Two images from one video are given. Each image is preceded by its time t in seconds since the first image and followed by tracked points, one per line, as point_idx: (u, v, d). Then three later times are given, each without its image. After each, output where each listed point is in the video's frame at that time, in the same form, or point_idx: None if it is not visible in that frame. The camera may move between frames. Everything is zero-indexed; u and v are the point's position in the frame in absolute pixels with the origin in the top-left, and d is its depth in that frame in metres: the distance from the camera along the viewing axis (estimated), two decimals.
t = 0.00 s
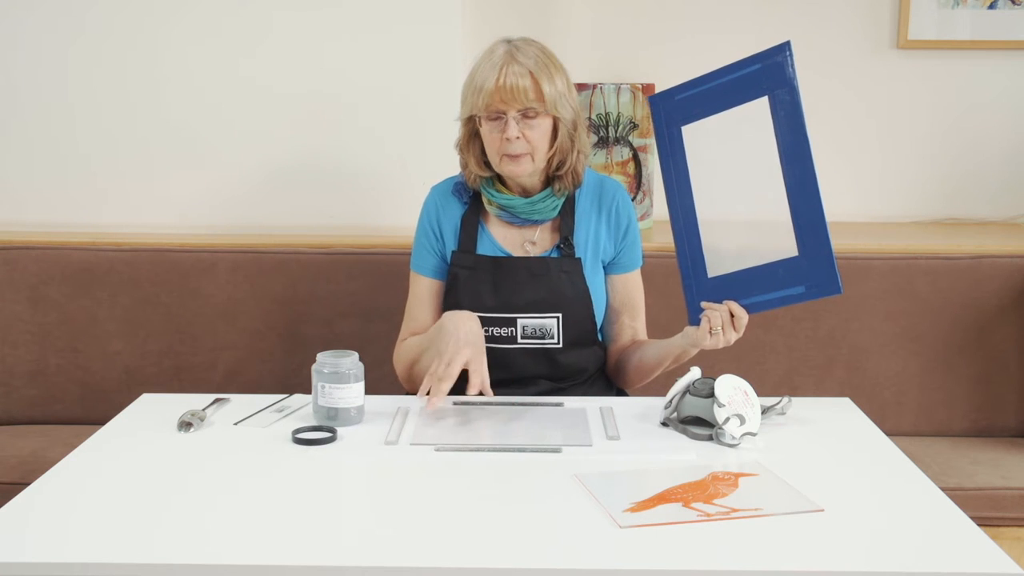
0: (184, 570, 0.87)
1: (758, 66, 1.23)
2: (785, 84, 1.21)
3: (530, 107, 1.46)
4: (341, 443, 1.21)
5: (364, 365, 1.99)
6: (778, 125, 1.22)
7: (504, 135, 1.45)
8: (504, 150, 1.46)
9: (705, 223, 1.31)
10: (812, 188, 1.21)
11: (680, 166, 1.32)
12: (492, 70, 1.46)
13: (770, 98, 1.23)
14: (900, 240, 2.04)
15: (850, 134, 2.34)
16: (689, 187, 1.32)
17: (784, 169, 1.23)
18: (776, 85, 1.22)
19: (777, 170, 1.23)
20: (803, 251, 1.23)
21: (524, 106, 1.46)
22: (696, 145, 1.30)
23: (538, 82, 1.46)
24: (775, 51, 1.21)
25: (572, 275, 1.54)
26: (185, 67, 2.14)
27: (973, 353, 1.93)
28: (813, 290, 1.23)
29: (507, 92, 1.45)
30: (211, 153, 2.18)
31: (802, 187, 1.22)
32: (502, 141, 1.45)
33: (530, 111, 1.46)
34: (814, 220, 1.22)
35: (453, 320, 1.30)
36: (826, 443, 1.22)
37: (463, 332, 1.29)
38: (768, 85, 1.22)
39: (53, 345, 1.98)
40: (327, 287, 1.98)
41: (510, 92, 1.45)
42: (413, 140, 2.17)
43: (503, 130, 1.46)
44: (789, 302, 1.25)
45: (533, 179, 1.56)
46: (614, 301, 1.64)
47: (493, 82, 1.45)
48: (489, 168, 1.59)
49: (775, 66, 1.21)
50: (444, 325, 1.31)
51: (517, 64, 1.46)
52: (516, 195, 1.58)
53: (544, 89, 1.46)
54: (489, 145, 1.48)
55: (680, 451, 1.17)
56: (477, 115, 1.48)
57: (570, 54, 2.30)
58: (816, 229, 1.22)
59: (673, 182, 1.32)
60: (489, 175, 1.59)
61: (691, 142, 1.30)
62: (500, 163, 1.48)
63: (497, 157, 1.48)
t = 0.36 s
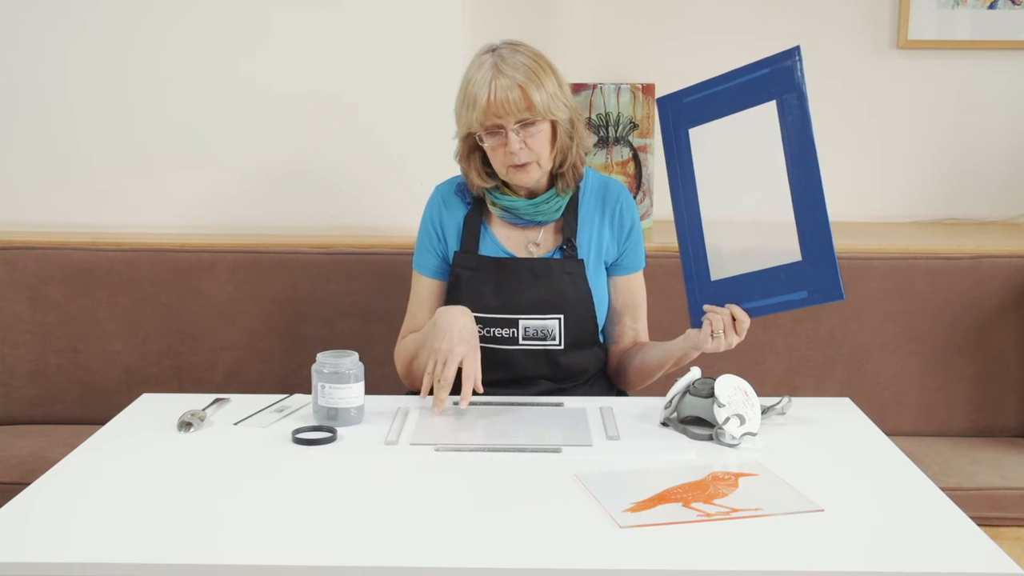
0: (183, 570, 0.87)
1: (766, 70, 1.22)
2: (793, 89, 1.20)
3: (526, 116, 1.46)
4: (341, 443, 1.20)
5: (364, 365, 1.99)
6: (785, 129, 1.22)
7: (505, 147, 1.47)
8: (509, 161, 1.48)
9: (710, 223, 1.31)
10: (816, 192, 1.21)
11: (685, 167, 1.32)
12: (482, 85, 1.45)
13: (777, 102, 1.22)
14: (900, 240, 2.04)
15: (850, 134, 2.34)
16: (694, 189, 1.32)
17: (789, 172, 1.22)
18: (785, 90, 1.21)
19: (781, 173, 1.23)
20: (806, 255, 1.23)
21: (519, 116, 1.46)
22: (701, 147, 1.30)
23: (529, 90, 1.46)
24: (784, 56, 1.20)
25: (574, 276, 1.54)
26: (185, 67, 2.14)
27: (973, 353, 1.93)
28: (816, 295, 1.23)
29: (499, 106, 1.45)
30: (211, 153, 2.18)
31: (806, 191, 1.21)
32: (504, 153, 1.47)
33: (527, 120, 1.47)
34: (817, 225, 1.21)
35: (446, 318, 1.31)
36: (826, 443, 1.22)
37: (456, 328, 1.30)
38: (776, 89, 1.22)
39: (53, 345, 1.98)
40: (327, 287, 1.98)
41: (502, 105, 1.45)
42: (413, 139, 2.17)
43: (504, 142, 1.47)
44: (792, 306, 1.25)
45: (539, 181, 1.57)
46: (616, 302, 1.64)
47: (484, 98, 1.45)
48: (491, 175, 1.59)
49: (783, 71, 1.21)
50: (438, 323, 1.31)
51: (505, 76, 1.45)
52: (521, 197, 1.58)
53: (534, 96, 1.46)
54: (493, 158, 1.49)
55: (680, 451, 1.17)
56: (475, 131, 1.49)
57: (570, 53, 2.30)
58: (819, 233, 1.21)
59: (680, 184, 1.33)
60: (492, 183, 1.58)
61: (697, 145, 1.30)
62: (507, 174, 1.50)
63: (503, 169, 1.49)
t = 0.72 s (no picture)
0: (183, 570, 0.87)
1: (757, 68, 1.23)
2: (785, 86, 1.21)
3: (527, 115, 1.46)
4: (340, 443, 1.20)
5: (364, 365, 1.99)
6: (778, 129, 1.22)
7: (503, 144, 1.46)
8: (505, 158, 1.47)
9: (706, 225, 1.31)
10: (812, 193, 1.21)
11: (680, 167, 1.32)
12: (487, 80, 1.45)
13: (769, 100, 1.22)
14: (900, 240, 2.04)
15: (850, 134, 2.34)
16: (689, 188, 1.32)
17: (784, 174, 1.23)
18: (776, 87, 1.21)
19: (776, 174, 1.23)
20: (803, 256, 1.23)
21: (521, 114, 1.46)
22: (695, 146, 1.30)
23: (533, 89, 1.46)
24: (775, 53, 1.21)
25: (572, 276, 1.54)
26: (185, 67, 2.14)
27: (973, 353, 1.93)
28: (813, 295, 1.23)
29: (502, 102, 1.44)
30: (210, 153, 2.17)
31: (801, 190, 1.21)
32: (501, 149, 1.46)
33: (527, 119, 1.46)
34: (814, 225, 1.21)
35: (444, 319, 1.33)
36: (826, 443, 1.22)
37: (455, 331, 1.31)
38: (768, 87, 1.22)
39: (53, 345, 1.98)
40: (327, 287, 1.98)
41: (505, 101, 1.44)
42: (413, 138, 2.16)
43: (502, 139, 1.46)
44: (790, 306, 1.25)
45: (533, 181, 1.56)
46: (615, 301, 1.64)
47: (487, 92, 1.44)
48: (487, 173, 1.59)
49: (775, 68, 1.21)
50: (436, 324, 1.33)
51: (511, 73, 1.45)
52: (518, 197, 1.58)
53: (538, 96, 1.46)
54: (489, 154, 1.49)
55: (680, 451, 1.17)
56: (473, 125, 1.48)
57: (570, 53, 2.30)
58: (816, 233, 1.21)
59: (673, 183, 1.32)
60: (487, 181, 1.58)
61: (691, 143, 1.30)
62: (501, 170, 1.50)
63: (498, 165, 1.49)
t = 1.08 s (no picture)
0: (183, 570, 0.87)
1: (751, 71, 1.21)
2: (779, 91, 1.19)
3: (535, 115, 1.46)
4: (341, 443, 1.20)
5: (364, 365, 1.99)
6: (772, 132, 1.21)
7: (509, 143, 1.46)
8: (511, 157, 1.47)
9: (701, 225, 1.31)
10: (807, 197, 1.20)
11: (676, 169, 1.31)
12: (495, 79, 1.46)
13: (764, 104, 1.21)
14: (900, 240, 2.04)
15: (850, 133, 2.34)
16: (684, 188, 1.31)
17: (778, 177, 1.22)
18: (771, 90, 1.20)
19: (771, 178, 1.23)
20: (798, 261, 1.23)
21: (528, 114, 1.46)
22: (691, 147, 1.29)
23: (541, 89, 1.46)
24: (769, 57, 1.19)
25: (573, 276, 1.54)
26: (186, 67, 2.14)
27: (973, 353, 1.93)
28: (809, 300, 1.23)
29: (510, 101, 1.45)
30: (210, 153, 2.18)
31: (796, 196, 1.21)
32: (507, 149, 1.46)
33: (534, 119, 1.46)
34: (809, 230, 1.21)
35: (441, 360, 1.31)
36: (826, 443, 1.22)
37: (451, 371, 1.28)
38: (762, 90, 1.21)
39: (53, 345, 1.98)
40: (327, 287, 1.98)
41: (513, 101, 1.45)
42: (413, 137, 2.16)
43: (509, 138, 1.46)
44: (787, 311, 1.25)
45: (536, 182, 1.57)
46: (615, 302, 1.65)
47: (496, 91, 1.45)
48: (490, 173, 1.59)
49: (768, 72, 1.19)
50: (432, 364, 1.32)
51: (519, 72, 1.45)
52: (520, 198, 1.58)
53: (546, 95, 1.46)
54: (495, 153, 1.49)
55: (680, 451, 1.17)
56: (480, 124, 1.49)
57: (570, 53, 2.30)
58: (811, 238, 1.21)
59: (670, 185, 1.32)
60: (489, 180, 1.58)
61: (686, 145, 1.29)
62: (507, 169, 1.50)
63: (503, 165, 1.49)
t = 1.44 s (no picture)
0: (183, 570, 0.87)
1: (749, 74, 1.21)
2: (777, 94, 1.19)
3: (537, 116, 1.47)
4: (341, 443, 1.21)
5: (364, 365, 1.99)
6: (772, 137, 1.21)
7: (510, 144, 1.47)
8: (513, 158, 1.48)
9: (701, 228, 1.30)
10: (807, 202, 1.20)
11: (675, 172, 1.30)
12: (497, 80, 1.46)
13: (762, 107, 1.21)
14: (901, 240, 2.04)
15: (851, 133, 2.34)
16: (683, 190, 1.30)
17: (778, 182, 1.22)
18: (770, 93, 1.20)
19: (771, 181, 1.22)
20: (799, 266, 1.23)
21: (530, 115, 1.46)
22: (690, 150, 1.28)
23: (542, 90, 1.46)
24: (766, 60, 1.19)
25: (575, 277, 1.54)
26: (186, 67, 2.14)
27: (973, 353, 1.93)
28: (810, 305, 1.23)
29: (513, 102, 1.45)
30: (210, 152, 2.17)
31: (796, 201, 1.21)
32: (509, 149, 1.47)
33: (537, 120, 1.47)
34: (810, 235, 1.21)
35: (442, 362, 1.31)
36: (826, 443, 1.22)
37: (451, 375, 1.28)
38: (761, 93, 1.20)
39: (53, 345, 1.98)
40: (328, 287, 1.98)
41: (516, 102, 1.45)
42: (413, 137, 2.17)
43: (510, 139, 1.47)
44: (788, 315, 1.26)
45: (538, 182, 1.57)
46: (616, 302, 1.65)
47: (498, 92, 1.45)
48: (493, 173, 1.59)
49: (766, 75, 1.19)
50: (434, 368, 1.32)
51: (521, 73, 1.46)
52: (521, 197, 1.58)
53: (548, 97, 1.46)
54: (496, 154, 1.50)
55: (680, 451, 1.17)
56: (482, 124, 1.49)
57: (570, 53, 2.30)
58: (812, 244, 1.22)
59: (669, 188, 1.31)
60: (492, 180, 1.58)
61: (684, 147, 1.29)
62: (509, 170, 1.51)
63: (505, 165, 1.50)
